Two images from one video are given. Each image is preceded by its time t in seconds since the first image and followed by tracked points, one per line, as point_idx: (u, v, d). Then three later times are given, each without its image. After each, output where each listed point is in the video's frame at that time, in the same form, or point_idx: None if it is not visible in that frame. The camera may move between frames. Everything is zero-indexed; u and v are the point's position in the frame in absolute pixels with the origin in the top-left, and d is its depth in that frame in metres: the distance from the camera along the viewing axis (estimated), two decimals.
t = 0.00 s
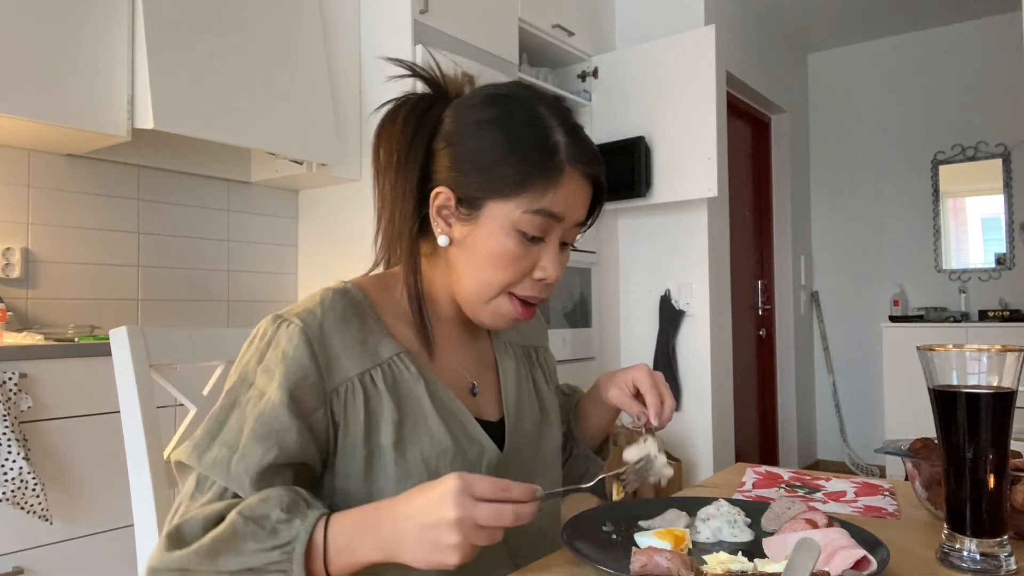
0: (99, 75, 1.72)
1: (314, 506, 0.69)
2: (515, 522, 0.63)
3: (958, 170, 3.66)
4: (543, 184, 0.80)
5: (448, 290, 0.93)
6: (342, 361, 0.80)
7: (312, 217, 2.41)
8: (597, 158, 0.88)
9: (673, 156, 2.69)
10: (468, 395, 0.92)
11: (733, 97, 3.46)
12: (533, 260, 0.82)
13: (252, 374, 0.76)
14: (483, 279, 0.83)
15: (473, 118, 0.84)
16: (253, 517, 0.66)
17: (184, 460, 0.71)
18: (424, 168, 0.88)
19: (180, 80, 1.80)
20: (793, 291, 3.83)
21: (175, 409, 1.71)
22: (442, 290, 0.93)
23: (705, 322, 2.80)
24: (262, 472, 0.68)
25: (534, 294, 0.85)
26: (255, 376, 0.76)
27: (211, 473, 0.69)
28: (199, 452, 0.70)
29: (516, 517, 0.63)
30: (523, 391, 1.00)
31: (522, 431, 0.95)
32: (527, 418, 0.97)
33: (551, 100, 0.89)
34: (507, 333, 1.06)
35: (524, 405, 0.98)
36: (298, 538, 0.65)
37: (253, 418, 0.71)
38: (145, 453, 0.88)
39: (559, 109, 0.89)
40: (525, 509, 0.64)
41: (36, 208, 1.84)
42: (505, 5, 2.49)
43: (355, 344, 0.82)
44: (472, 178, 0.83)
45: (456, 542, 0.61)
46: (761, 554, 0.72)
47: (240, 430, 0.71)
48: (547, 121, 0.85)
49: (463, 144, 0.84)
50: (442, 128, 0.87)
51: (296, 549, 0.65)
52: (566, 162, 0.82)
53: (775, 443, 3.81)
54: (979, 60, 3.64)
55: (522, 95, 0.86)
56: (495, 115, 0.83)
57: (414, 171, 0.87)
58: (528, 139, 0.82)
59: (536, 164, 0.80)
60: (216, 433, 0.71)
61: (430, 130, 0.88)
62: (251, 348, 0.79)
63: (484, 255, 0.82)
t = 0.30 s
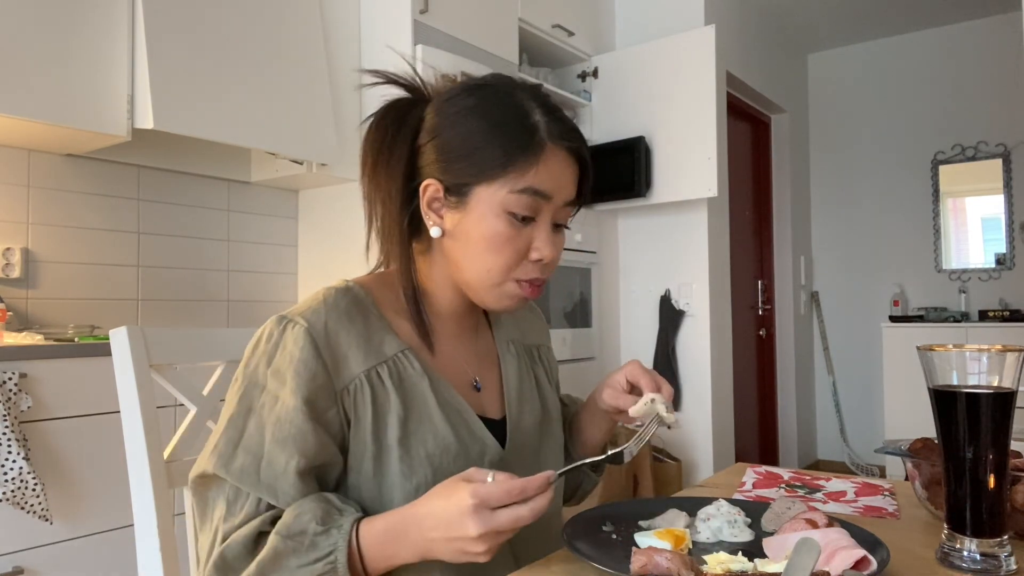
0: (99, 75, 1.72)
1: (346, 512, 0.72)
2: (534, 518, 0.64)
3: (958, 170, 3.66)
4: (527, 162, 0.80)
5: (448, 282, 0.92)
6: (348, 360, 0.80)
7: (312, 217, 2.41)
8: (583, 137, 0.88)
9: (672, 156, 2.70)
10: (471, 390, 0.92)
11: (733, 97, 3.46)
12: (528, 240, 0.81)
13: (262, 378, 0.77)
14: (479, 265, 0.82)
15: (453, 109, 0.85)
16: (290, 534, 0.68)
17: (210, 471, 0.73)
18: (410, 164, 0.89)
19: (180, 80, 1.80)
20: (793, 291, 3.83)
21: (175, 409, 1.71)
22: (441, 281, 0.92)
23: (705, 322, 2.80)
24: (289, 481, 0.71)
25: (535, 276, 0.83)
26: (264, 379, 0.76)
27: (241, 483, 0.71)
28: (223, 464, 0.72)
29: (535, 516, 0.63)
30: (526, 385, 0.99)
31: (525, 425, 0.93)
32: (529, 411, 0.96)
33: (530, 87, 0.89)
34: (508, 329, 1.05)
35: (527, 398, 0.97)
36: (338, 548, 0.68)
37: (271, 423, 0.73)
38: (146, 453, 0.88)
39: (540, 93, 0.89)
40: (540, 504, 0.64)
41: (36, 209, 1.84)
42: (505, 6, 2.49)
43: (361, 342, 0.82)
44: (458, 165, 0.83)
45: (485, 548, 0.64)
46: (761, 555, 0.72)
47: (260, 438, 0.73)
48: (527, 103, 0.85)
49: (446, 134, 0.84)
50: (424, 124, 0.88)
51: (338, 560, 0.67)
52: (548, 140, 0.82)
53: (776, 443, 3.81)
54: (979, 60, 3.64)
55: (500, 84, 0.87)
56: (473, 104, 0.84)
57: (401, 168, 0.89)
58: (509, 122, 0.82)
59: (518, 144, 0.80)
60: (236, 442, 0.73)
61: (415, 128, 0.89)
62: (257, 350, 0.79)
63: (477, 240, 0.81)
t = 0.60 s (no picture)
0: (98, 74, 1.72)
1: (346, 496, 0.72)
2: (525, 492, 0.63)
3: (958, 170, 3.66)
4: (504, 141, 0.81)
5: (456, 281, 0.92)
6: (359, 357, 0.80)
7: (313, 217, 2.41)
8: (567, 117, 0.88)
9: (672, 156, 2.70)
10: (481, 390, 0.91)
11: (733, 97, 3.46)
12: (514, 219, 0.80)
13: (274, 370, 0.77)
14: (469, 250, 0.82)
15: (439, 104, 0.87)
16: (290, 513, 0.68)
17: (218, 460, 0.73)
18: (409, 165, 0.91)
19: (180, 80, 1.80)
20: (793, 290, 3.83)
21: (175, 409, 1.72)
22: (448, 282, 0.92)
23: (705, 322, 2.80)
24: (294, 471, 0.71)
25: (530, 257, 0.81)
26: (276, 372, 0.76)
27: (246, 472, 0.71)
28: (230, 451, 0.72)
29: (524, 486, 0.63)
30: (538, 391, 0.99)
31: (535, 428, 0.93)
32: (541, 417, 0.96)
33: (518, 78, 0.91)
34: (522, 333, 1.04)
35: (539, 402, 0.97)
36: (337, 528, 0.68)
37: (280, 415, 0.73)
38: (145, 454, 0.88)
39: (525, 82, 0.90)
40: (531, 476, 0.63)
41: (36, 208, 1.84)
42: (505, 6, 2.49)
43: (374, 339, 0.82)
44: (444, 155, 0.84)
45: (474, 521, 0.63)
46: (761, 555, 0.72)
47: (268, 429, 0.73)
48: (506, 89, 0.86)
49: (433, 126, 0.86)
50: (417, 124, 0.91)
51: (337, 537, 0.68)
52: (525, 120, 0.83)
53: (776, 443, 3.81)
54: (979, 60, 3.64)
55: (483, 76, 0.89)
56: (455, 96, 0.86)
57: (401, 170, 0.91)
58: (488, 107, 0.83)
59: (494, 126, 0.82)
60: (244, 430, 0.73)
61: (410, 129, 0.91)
62: (270, 341, 0.79)
63: (466, 225, 0.82)
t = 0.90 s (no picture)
0: (98, 74, 1.71)
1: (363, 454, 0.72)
2: (461, 355, 0.63)
3: (958, 169, 3.65)
4: (509, 138, 0.81)
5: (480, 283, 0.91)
6: (388, 349, 0.80)
7: (313, 217, 2.41)
8: (576, 111, 0.88)
9: (672, 156, 2.70)
10: (503, 395, 0.91)
11: (733, 97, 3.46)
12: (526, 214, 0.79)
13: (302, 361, 0.76)
14: (483, 248, 0.81)
15: (452, 109, 0.89)
16: (309, 465, 0.69)
17: (249, 447, 0.72)
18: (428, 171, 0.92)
19: (180, 80, 1.80)
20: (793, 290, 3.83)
21: (176, 410, 1.72)
22: (473, 283, 0.92)
23: (705, 322, 2.79)
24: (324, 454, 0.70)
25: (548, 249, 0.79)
26: (305, 364, 0.76)
27: (276, 455, 0.71)
28: (260, 436, 0.71)
29: (456, 349, 0.62)
30: (562, 400, 0.98)
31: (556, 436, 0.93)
32: (563, 425, 0.96)
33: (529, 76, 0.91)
34: (549, 342, 1.04)
35: (562, 409, 0.96)
36: (348, 476, 0.67)
37: (311, 402, 0.73)
38: (146, 453, 0.88)
39: (536, 80, 0.90)
40: (464, 339, 0.63)
41: (36, 208, 1.84)
42: (505, 6, 2.49)
43: (401, 331, 0.81)
44: (456, 155, 0.85)
45: (426, 403, 0.62)
46: (761, 555, 0.72)
47: (298, 417, 0.72)
48: (514, 87, 0.87)
49: (446, 128, 0.88)
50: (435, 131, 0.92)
51: (348, 478, 0.67)
52: (531, 115, 0.83)
53: (776, 443, 3.81)
54: (979, 60, 3.64)
55: (493, 78, 0.90)
56: (465, 98, 0.87)
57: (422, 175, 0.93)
58: (496, 106, 0.84)
59: (501, 123, 0.82)
60: (273, 416, 0.73)
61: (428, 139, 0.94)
62: (300, 334, 0.80)
63: (478, 223, 0.81)
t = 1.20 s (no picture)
0: (98, 74, 1.71)
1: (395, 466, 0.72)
2: (461, 354, 0.63)
3: (959, 169, 3.65)
4: (532, 138, 0.81)
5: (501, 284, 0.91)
6: (413, 351, 0.80)
7: (313, 217, 2.41)
8: (600, 110, 0.87)
9: (672, 156, 2.70)
10: (521, 399, 0.91)
11: (733, 97, 3.46)
12: (546, 214, 0.80)
13: (329, 364, 0.76)
14: (504, 248, 0.82)
15: (474, 108, 0.89)
16: (340, 474, 0.69)
17: (278, 451, 0.72)
18: (449, 170, 0.92)
19: (181, 79, 1.80)
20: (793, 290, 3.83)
21: (176, 410, 1.72)
22: (493, 283, 0.92)
23: (705, 322, 2.80)
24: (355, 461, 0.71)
25: (569, 251, 0.78)
26: (332, 366, 0.76)
27: (306, 460, 0.71)
28: (290, 442, 0.71)
29: (456, 349, 0.63)
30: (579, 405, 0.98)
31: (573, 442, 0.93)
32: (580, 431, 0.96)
33: (553, 74, 0.91)
34: (565, 346, 1.04)
35: (579, 415, 0.97)
36: (381, 487, 0.68)
37: (339, 405, 0.73)
38: (146, 452, 0.88)
39: (559, 77, 0.90)
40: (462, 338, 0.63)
41: (36, 208, 1.84)
42: (505, 6, 2.49)
43: (425, 333, 0.82)
44: (478, 155, 0.85)
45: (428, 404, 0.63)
46: (761, 555, 0.72)
47: (328, 422, 0.73)
48: (536, 85, 0.87)
49: (468, 129, 0.88)
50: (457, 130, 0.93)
51: (381, 489, 0.68)
52: (554, 115, 0.83)
53: (776, 443, 3.81)
54: (979, 60, 3.64)
55: (516, 76, 0.90)
56: (488, 97, 0.87)
57: (443, 175, 0.93)
58: (518, 105, 0.84)
59: (523, 123, 0.82)
60: (302, 419, 0.73)
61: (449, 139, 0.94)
62: (325, 335, 0.80)
63: (499, 224, 0.82)
